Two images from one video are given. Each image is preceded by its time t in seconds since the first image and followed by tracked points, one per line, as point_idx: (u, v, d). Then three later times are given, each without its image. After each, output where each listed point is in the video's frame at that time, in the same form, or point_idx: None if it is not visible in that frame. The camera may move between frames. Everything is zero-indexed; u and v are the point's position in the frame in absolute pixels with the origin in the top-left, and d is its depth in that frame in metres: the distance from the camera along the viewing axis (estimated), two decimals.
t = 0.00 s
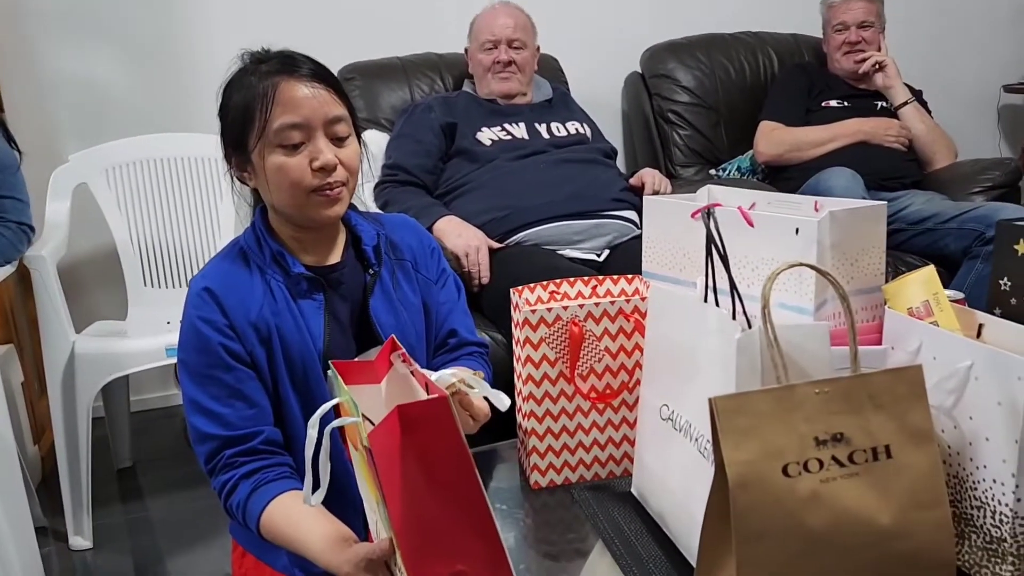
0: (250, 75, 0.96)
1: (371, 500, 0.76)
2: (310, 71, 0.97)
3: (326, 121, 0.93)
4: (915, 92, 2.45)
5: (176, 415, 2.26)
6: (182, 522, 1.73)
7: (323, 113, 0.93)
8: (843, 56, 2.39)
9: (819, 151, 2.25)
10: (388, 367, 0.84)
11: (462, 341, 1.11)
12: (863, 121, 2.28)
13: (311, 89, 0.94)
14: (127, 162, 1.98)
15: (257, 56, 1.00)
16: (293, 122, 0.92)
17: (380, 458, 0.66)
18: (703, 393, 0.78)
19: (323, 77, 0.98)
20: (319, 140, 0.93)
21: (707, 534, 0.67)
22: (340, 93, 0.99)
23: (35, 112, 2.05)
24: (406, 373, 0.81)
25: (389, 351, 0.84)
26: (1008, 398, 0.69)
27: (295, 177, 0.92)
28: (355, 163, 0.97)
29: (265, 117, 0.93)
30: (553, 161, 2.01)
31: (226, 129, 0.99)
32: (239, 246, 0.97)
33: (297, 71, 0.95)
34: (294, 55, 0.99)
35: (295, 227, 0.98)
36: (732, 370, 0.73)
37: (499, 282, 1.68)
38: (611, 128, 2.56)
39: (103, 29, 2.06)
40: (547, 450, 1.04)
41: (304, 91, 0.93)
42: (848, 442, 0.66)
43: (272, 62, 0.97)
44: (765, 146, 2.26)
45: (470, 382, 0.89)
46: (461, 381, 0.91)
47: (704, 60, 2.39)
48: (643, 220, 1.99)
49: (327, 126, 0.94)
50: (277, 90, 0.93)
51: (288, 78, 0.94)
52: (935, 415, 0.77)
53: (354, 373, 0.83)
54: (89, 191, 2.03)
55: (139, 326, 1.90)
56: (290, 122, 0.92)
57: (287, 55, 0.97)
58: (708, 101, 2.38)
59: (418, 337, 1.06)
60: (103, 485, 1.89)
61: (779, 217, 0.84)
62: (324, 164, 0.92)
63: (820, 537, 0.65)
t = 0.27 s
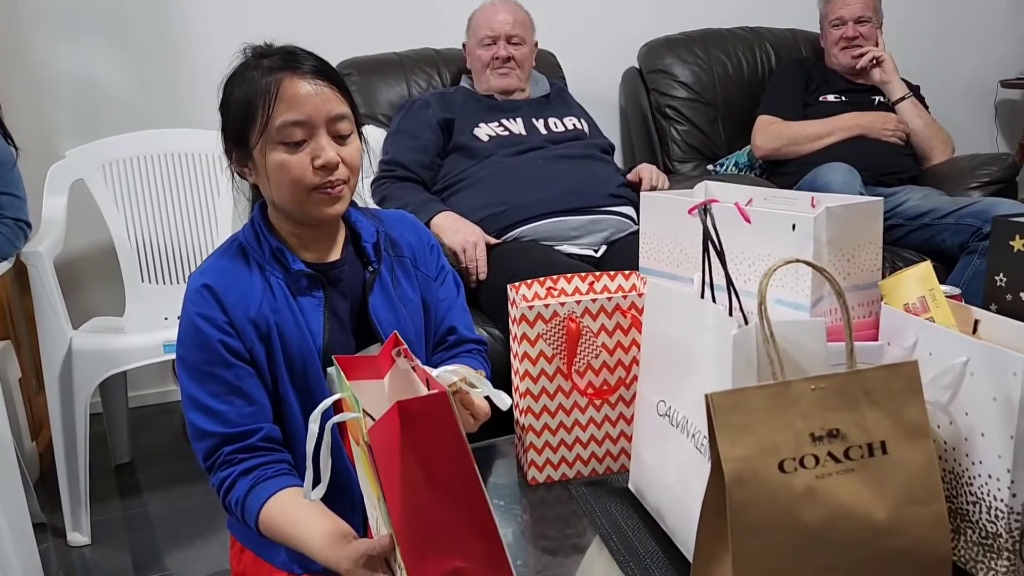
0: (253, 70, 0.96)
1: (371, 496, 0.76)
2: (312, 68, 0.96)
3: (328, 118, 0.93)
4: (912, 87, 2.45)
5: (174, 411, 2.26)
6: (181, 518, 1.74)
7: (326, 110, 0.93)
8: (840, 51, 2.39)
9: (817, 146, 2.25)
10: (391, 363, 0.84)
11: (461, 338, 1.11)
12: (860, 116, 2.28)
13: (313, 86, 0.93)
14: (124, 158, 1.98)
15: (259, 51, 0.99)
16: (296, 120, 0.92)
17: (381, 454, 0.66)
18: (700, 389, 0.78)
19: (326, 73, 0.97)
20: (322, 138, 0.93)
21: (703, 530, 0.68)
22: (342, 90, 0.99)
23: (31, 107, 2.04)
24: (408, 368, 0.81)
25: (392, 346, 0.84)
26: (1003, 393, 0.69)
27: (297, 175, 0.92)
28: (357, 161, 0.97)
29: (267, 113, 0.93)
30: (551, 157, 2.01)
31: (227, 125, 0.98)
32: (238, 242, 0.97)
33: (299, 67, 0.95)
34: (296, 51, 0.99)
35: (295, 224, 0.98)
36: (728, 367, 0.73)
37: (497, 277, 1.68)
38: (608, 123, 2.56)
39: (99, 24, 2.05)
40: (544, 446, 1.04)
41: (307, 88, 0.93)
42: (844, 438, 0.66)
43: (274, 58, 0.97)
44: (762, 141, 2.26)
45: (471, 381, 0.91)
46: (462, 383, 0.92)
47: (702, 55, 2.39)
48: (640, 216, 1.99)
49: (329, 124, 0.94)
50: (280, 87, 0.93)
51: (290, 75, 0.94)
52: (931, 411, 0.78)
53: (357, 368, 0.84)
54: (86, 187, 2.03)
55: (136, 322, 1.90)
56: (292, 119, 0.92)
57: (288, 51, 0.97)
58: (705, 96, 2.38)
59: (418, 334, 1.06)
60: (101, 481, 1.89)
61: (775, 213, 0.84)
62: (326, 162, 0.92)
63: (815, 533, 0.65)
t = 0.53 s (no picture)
0: (254, 65, 0.96)
1: (372, 492, 0.76)
2: (313, 64, 0.96)
3: (330, 115, 0.93)
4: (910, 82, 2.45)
5: (172, 406, 2.26)
6: (179, 514, 1.74)
7: (328, 107, 0.93)
8: (838, 46, 2.38)
9: (815, 141, 2.25)
10: (395, 358, 0.83)
11: (460, 334, 1.11)
12: (858, 111, 2.28)
13: (315, 82, 0.93)
14: (121, 154, 1.97)
15: (260, 45, 0.99)
16: (297, 116, 0.92)
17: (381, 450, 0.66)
18: (698, 384, 0.78)
19: (327, 69, 0.97)
20: (323, 135, 0.93)
21: (701, 524, 0.68)
22: (343, 86, 0.99)
23: (26, 102, 2.03)
24: (412, 362, 0.81)
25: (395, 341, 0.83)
26: (1001, 388, 0.69)
27: (298, 172, 0.92)
28: (358, 158, 0.97)
29: (269, 109, 0.93)
30: (549, 152, 2.01)
31: (228, 120, 0.98)
32: (237, 238, 0.97)
33: (301, 63, 0.95)
34: (297, 46, 0.98)
35: (296, 220, 0.98)
36: (725, 362, 0.73)
37: (495, 273, 1.68)
38: (606, 118, 2.56)
39: (95, 19, 2.04)
40: (542, 441, 1.04)
41: (308, 84, 0.93)
42: (842, 432, 0.66)
43: (276, 53, 0.96)
44: (760, 136, 2.26)
45: (473, 378, 0.91)
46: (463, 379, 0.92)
47: (700, 50, 2.38)
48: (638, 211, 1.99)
49: (331, 120, 0.94)
50: (281, 82, 0.92)
51: (292, 70, 0.94)
52: (928, 406, 0.78)
53: (359, 362, 0.83)
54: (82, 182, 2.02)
55: (134, 318, 1.89)
56: (294, 115, 0.92)
57: (290, 46, 0.96)
58: (703, 91, 2.37)
59: (416, 330, 1.06)
60: (99, 476, 1.89)
61: (774, 209, 0.84)
62: (327, 160, 0.92)
63: (814, 527, 0.65)
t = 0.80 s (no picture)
0: (252, 61, 0.95)
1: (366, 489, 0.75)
2: (311, 60, 0.95)
3: (328, 113, 0.93)
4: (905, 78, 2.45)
5: (166, 404, 2.25)
6: (174, 511, 1.73)
7: (326, 105, 0.92)
8: (833, 42, 2.38)
9: (810, 137, 2.25)
10: (388, 355, 0.83)
11: (455, 332, 1.11)
12: (853, 107, 2.28)
13: (312, 79, 0.93)
14: (115, 150, 1.96)
15: (258, 41, 0.98)
16: (295, 113, 0.91)
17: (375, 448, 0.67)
18: (693, 381, 0.78)
19: (325, 66, 0.97)
20: (320, 133, 0.92)
21: (695, 522, 0.68)
22: (341, 83, 0.98)
23: (19, 98, 2.02)
24: (405, 361, 0.81)
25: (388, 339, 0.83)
26: (995, 384, 0.70)
27: (295, 170, 0.92)
28: (355, 156, 0.96)
29: (266, 106, 0.92)
30: (544, 148, 2.00)
31: (224, 115, 0.97)
32: (232, 235, 0.97)
33: (299, 60, 0.94)
34: (295, 43, 0.98)
35: (292, 218, 0.97)
36: (719, 359, 0.73)
37: (489, 269, 1.68)
38: (601, 114, 2.56)
39: (88, 15, 2.03)
40: (537, 438, 1.04)
41: (306, 81, 0.92)
42: (836, 429, 0.66)
43: (273, 49, 0.96)
44: (755, 132, 2.26)
45: (464, 372, 0.86)
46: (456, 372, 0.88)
47: (695, 46, 2.38)
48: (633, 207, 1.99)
49: (328, 118, 0.93)
50: (279, 79, 0.92)
51: (290, 67, 0.93)
52: (922, 403, 0.78)
53: (352, 361, 0.83)
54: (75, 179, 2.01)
55: (128, 315, 1.89)
56: (292, 113, 0.91)
57: (288, 43, 0.96)
58: (698, 87, 2.37)
59: (412, 328, 1.06)
60: (93, 474, 1.89)
61: (768, 205, 0.84)
62: (324, 158, 0.91)
63: (807, 524, 0.65)
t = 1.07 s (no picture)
0: (244, 56, 0.94)
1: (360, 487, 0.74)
2: (304, 55, 0.95)
3: (321, 108, 0.92)
4: (900, 74, 2.45)
5: (160, 401, 2.24)
6: (167, 509, 1.73)
7: (319, 100, 0.92)
8: (828, 38, 2.38)
9: (805, 133, 2.25)
10: (381, 355, 0.82)
11: (450, 329, 1.11)
12: (848, 103, 2.27)
13: (305, 74, 0.92)
14: (107, 146, 1.95)
15: (251, 36, 0.97)
16: (288, 109, 0.90)
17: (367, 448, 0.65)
18: (688, 379, 0.77)
19: (318, 61, 0.96)
20: (314, 128, 0.92)
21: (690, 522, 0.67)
22: (334, 79, 0.97)
23: (9, 94, 2.01)
24: (399, 359, 0.81)
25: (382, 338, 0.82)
26: (991, 382, 0.69)
27: (288, 165, 0.91)
28: (348, 152, 0.96)
29: (259, 101, 0.91)
30: (538, 144, 1.99)
31: (217, 111, 0.97)
32: (226, 231, 0.96)
33: (291, 55, 0.93)
34: (288, 38, 0.97)
35: (286, 214, 0.97)
36: (715, 358, 0.73)
37: (484, 266, 1.67)
38: (596, 110, 2.55)
39: (79, 10, 2.02)
40: (531, 436, 1.03)
41: (299, 76, 0.91)
42: (832, 428, 0.66)
43: (267, 44, 0.95)
44: (751, 128, 2.25)
45: (459, 369, 0.85)
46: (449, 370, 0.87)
47: (690, 41, 2.37)
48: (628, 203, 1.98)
49: (322, 113, 0.92)
50: (272, 74, 0.91)
51: (282, 61, 0.92)
52: (919, 400, 0.77)
53: (346, 359, 0.81)
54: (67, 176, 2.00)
55: (120, 312, 1.87)
56: (285, 108, 0.90)
57: (281, 38, 0.95)
58: (693, 83, 2.37)
59: (406, 326, 1.06)
60: (86, 472, 1.88)
61: (764, 201, 0.83)
62: (317, 153, 0.91)
63: (803, 523, 0.65)
